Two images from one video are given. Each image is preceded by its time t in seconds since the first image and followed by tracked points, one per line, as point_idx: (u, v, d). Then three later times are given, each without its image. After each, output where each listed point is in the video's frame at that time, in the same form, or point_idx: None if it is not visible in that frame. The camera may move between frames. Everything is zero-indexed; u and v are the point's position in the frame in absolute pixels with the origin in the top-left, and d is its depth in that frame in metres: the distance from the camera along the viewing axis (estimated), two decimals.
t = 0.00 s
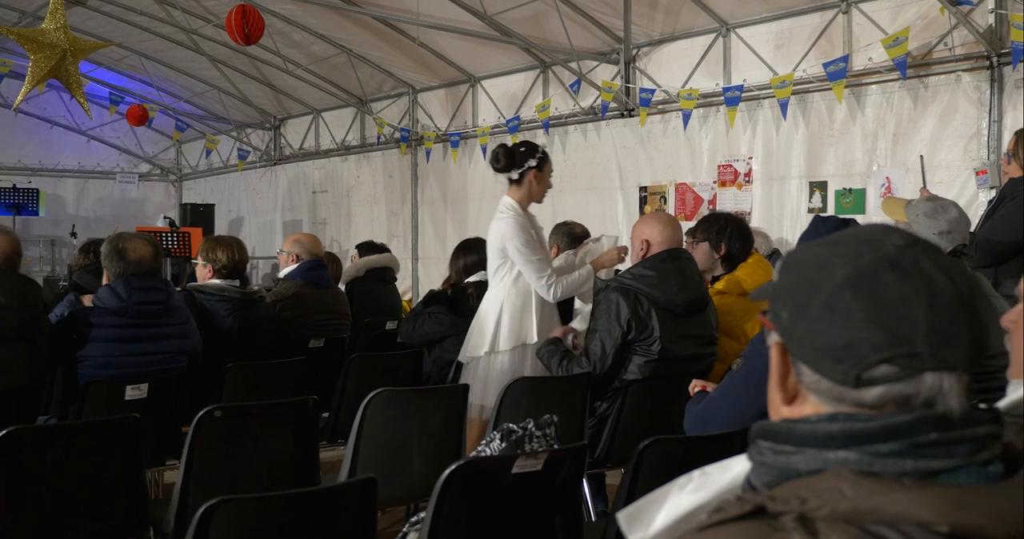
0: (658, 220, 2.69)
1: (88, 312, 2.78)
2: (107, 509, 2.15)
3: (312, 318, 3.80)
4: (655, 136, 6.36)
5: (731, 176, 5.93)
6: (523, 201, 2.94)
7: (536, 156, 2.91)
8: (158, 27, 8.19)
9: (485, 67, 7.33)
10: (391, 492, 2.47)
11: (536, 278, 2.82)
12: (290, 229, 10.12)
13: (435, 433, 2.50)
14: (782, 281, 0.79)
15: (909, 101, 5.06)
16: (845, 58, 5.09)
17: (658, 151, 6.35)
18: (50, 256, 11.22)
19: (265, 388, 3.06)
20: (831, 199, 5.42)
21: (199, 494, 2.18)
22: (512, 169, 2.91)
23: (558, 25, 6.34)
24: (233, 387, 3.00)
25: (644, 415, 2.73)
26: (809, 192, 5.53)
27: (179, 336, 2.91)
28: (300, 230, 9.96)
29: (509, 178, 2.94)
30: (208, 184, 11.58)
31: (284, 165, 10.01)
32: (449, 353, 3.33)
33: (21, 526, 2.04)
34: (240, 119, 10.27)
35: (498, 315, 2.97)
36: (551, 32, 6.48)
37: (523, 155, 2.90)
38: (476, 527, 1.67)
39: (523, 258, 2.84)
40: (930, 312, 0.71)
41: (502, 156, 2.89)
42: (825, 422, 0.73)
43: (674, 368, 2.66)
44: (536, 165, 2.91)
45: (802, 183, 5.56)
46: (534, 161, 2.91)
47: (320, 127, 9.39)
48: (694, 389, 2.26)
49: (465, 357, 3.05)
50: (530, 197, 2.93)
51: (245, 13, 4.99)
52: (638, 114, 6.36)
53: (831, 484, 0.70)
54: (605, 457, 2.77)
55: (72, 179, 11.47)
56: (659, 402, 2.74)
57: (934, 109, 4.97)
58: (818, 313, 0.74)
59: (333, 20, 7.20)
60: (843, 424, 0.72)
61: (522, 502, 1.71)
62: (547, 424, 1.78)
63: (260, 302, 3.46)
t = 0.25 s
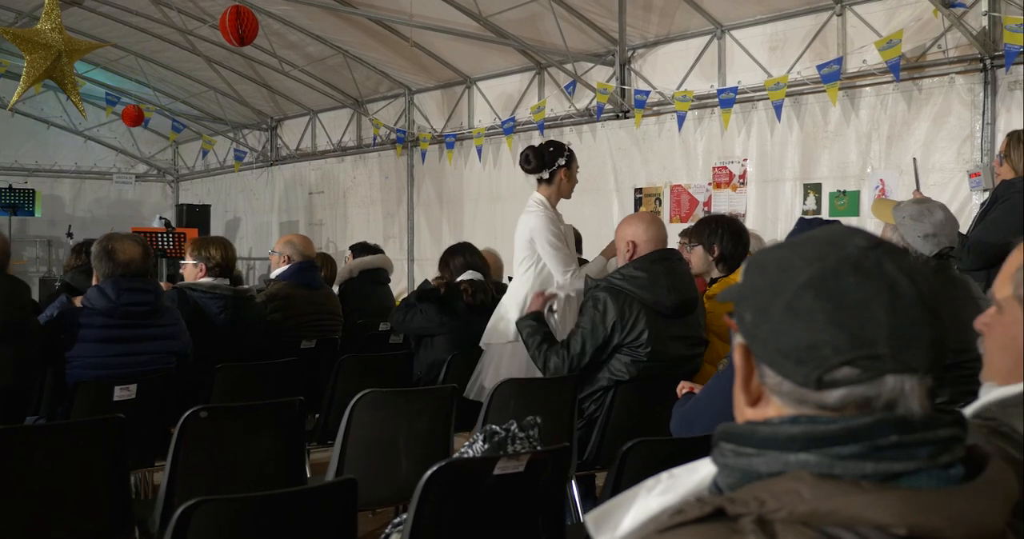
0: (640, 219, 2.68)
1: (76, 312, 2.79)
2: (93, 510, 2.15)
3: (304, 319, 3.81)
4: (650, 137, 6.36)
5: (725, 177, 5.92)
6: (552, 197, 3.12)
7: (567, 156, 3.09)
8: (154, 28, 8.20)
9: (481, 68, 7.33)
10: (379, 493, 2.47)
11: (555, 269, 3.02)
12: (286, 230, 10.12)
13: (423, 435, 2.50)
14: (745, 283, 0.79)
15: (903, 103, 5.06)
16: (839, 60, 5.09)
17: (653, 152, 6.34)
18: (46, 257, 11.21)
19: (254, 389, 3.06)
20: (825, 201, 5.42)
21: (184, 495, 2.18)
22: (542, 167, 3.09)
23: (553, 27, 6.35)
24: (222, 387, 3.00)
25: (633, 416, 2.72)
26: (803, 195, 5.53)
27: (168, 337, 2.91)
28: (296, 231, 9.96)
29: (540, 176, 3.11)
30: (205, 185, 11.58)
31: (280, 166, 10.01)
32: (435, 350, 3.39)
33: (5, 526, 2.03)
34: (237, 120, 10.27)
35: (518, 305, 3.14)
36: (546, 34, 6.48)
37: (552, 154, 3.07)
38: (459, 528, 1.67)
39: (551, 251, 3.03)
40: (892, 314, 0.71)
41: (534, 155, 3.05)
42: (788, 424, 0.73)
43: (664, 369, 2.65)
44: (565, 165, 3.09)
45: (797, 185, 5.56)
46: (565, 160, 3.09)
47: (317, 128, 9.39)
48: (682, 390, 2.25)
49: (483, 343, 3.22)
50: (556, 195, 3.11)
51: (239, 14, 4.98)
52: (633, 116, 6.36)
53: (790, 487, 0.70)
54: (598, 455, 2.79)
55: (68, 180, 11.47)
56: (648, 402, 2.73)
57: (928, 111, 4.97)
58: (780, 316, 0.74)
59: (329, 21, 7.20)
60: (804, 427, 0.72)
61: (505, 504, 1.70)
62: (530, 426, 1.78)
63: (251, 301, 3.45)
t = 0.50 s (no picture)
0: (613, 219, 2.67)
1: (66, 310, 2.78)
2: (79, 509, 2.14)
3: (297, 318, 3.82)
4: (646, 137, 6.36)
5: (721, 177, 5.92)
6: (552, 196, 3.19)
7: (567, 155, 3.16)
8: (150, 27, 8.19)
9: (477, 68, 7.32)
10: (368, 492, 2.46)
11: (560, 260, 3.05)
12: (283, 229, 10.12)
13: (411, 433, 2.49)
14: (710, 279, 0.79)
15: (898, 104, 5.06)
16: (834, 60, 5.09)
17: (648, 152, 6.34)
18: (43, 256, 11.21)
19: (245, 387, 3.05)
20: (820, 201, 5.42)
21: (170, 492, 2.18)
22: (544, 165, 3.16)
23: (550, 26, 6.34)
24: (213, 386, 3.00)
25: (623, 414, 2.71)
26: (798, 195, 5.53)
27: (158, 335, 2.91)
28: (293, 230, 9.95)
29: (540, 175, 3.19)
30: (202, 184, 11.57)
31: (277, 165, 10.01)
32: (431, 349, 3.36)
33: None
34: (234, 119, 10.27)
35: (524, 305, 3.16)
36: (542, 33, 6.48)
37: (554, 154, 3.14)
38: (442, 526, 1.66)
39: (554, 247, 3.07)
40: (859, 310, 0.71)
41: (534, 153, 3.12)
42: (753, 419, 0.72)
43: (652, 367, 2.65)
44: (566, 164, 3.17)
45: (792, 185, 5.56)
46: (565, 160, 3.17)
47: (313, 127, 9.39)
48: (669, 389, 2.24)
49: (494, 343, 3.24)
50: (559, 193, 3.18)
51: (233, 13, 4.98)
52: (629, 116, 6.35)
53: (753, 483, 0.69)
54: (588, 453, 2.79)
55: (65, 179, 11.46)
56: (638, 398, 2.70)
57: (923, 112, 4.96)
58: (748, 311, 0.73)
59: (326, 21, 7.20)
60: (768, 423, 0.72)
61: (489, 503, 1.69)
62: (515, 424, 1.77)
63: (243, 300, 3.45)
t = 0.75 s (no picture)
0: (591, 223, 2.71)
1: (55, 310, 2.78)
2: (64, 508, 2.13)
3: (289, 316, 3.80)
4: (643, 136, 6.35)
5: (717, 176, 5.91)
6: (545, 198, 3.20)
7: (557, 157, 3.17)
8: (148, 27, 8.20)
9: (475, 67, 7.32)
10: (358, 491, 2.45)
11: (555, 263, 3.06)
12: (282, 229, 10.11)
13: (400, 431, 2.47)
14: (681, 275, 0.77)
15: (894, 102, 5.05)
16: (830, 58, 5.08)
17: (645, 151, 6.33)
18: (42, 256, 11.21)
19: (236, 386, 3.05)
20: (817, 199, 5.40)
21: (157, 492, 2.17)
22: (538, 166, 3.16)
23: (546, 25, 6.34)
24: (204, 385, 2.99)
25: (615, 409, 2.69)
26: (795, 193, 5.52)
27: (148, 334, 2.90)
28: (292, 230, 9.94)
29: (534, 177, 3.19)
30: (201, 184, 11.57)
31: (276, 165, 10.00)
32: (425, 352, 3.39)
33: None
34: (232, 118, 10.26)
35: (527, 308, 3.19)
36: (539, 32, 6.48)
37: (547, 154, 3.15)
38: (425, 524, 1.65)
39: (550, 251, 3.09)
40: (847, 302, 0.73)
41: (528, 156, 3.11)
42: (715, 418, 0.71)
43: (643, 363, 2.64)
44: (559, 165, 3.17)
45: (788, 184, 5.55)
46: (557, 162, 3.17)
47: (312, 127, 9.38)
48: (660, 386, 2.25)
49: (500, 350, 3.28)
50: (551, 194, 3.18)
51: (228, 12, 4.97)
52: (625, 115, 6.35)
53: (712, 480, 0.68)
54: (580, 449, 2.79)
55: (63, 179, 11.46)
56: (629, 390, 2.67)
57: (919, 110, 4.95)
58: (735, 305, 0.72)
59: (323, 20, 7.19)
60: (731, 421, 0.71)
61: (472, 501, 1.68)
62: (499, 422, 1.76)
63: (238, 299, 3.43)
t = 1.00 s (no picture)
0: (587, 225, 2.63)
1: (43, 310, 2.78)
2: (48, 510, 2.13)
3: (282, 317, 3.82)
4: (638, 137, 6.34)
5: (713, 177, 5.90)
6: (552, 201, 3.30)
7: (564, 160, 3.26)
8: (144, 25, 8.18)
9: (471, 67, 7.31)
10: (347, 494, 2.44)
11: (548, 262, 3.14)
12: (278, 228, 10.10)
13: (388, 434, 2.46)
14: (654, 282, 0.77)
15: (889, 103, 5.04)
16: (825, 59, 5.08)
17: (641, 152, 6.32)
18: (39, 255, 11.20)
19: (225, 387, 3.05)
20: (812, 201, 5.40)
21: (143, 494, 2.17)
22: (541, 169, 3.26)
23: (542, 25, 6.33)
24: (193, 386, 2.99)
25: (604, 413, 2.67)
26: (790, 195, 5.51)
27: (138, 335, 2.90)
28: (288, 229, 9.93)
29: (538, 179, 3.30)
30: (198, 183, 11.56)
31: (273, 164, 9.99)
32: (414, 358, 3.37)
33: None
34: (229, 118, 10.26)
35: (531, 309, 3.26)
36: (535, 33, 6.48)
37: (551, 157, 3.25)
38: (406, 528, 1.65)
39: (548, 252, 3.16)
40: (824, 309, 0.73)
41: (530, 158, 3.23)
42: (675, 428, 0.71)
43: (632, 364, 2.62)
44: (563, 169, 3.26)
45: (783, 185, 5.55)
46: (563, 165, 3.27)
47: (309, 127, 9.38)
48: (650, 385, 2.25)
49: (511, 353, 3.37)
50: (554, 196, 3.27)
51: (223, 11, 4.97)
52: (621, 115, 6.34)
53: (671, 491, 0.69)
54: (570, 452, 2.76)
55: (61, 177, 11.45)
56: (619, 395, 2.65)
57: (914, 111, 4.95)
58: (717, 312, 0.72)
59: (319, 19, 7.19)
60: (691, 431, 0.71)
61: (453, 504, 1.68)
62: (482, 426, 1.76)
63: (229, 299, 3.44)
